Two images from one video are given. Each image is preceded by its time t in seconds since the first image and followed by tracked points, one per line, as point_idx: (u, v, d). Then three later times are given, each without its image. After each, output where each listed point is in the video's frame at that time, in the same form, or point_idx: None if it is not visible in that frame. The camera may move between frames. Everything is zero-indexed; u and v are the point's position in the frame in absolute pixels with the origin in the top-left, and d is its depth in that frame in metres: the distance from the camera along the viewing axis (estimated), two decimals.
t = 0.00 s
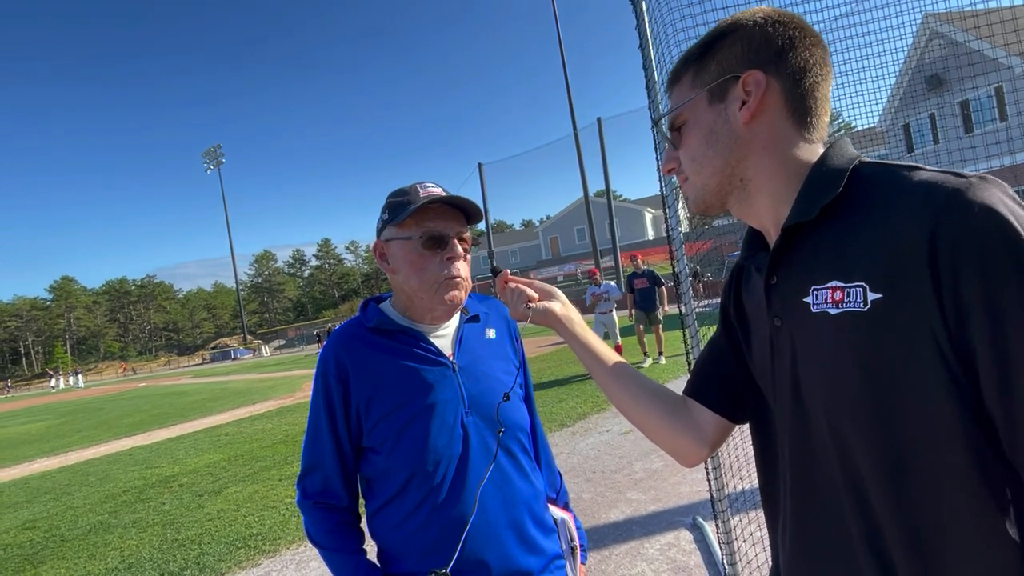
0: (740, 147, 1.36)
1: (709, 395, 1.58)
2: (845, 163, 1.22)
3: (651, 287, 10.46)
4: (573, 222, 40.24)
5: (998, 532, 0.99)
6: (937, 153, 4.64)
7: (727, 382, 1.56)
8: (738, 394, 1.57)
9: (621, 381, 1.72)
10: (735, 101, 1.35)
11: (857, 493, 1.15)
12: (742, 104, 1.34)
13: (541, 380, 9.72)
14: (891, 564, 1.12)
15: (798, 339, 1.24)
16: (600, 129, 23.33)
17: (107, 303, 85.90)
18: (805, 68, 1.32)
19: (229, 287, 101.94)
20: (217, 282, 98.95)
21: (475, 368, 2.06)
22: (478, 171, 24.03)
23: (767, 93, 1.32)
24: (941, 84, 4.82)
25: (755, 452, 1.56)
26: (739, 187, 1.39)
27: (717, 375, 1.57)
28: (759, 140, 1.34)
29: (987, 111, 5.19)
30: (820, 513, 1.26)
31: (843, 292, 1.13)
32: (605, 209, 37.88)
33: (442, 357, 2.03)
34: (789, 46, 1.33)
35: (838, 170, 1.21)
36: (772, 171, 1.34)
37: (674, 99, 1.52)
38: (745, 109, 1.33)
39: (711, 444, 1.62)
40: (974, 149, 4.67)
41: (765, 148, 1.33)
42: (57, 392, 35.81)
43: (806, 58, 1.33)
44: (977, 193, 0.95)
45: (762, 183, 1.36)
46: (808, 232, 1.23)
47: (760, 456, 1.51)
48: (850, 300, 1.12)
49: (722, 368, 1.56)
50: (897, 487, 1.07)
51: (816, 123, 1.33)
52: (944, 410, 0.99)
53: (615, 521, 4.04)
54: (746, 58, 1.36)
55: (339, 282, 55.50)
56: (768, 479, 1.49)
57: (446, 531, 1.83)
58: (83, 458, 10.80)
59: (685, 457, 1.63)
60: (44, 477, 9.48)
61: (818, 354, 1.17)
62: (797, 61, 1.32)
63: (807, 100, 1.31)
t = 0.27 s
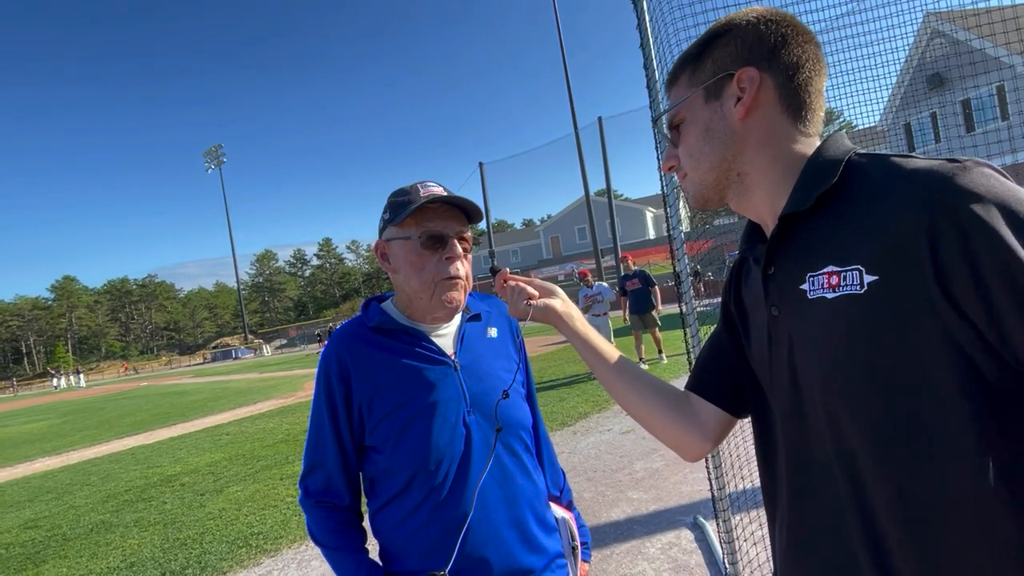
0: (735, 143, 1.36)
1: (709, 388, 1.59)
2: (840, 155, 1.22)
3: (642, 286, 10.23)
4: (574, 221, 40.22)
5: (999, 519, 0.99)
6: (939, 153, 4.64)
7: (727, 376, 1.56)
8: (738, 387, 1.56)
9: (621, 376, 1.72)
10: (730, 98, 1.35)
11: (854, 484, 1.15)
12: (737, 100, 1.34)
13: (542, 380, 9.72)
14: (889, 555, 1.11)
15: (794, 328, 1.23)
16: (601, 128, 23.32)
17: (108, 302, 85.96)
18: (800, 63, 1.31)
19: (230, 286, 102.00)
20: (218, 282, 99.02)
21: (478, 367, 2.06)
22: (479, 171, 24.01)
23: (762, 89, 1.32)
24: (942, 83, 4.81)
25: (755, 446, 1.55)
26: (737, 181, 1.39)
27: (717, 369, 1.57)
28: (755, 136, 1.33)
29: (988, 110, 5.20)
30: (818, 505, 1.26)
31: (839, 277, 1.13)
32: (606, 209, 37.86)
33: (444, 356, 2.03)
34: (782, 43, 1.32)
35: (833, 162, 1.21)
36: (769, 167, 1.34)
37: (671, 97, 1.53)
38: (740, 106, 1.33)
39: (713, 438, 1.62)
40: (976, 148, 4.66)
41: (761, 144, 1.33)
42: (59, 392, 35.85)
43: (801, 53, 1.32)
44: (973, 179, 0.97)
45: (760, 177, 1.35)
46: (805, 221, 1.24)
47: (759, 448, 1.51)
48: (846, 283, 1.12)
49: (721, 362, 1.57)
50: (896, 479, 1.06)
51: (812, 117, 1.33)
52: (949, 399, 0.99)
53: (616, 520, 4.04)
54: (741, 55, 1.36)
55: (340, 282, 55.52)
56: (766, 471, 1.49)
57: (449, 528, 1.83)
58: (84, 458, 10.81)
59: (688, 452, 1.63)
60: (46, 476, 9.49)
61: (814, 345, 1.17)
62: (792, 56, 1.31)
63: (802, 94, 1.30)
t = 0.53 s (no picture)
0: (735, 141, 1.36)
1: (711, 385, 1.59)
2: (842, 153, 1.22)
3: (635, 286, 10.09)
4: (575, 221, 40.21)
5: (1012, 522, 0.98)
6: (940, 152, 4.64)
7: (728, 374, 1.57)
8: (738, 385, 1.57)
9: (626, 371, 1.71)
10: (729, 96, 1.35)
11: (856, 480, 1.15)
12: (736, 99, 1.34)
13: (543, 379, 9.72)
14: (892, 553, 1.11)
15: (796, 326, 1.23)
16: (601, 128, 23.34)
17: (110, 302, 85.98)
18: (800, 61, 1.31)
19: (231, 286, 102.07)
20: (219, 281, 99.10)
21: (479, 367, 2.07)
22: (480, 171, 24.01)
23: (760, 87, 1.32)
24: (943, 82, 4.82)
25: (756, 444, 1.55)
26: (737, 180, 1.38)
27: (719, 366, 1.58)
28: (754, 134, 1.33)
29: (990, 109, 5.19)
30: (819, 501, 1.26)
31: (841, 275, 1.14)
32: (607, 208, 37.85)
33: (446, 356, 2.03)
34: (781, 40, 1.32)
35: (835, 159, 1.21)
36: (768, 164, 1.33)
37: (671, 97, 1.53)
38: (739, 104, 1.33)
39: (714, 434, 1.62)
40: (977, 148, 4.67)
41: (760, 142, 1.33)
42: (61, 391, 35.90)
43: (800, 50, 1.32)
44: (976, 172, 0.96)
45: (760, 175, 1.35)
46: (807, 220, 1.24)
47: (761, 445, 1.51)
48: (847, 281, 1.12)
49: (723, 359, 1.57)
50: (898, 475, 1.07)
51: (811, 115, 1.32)
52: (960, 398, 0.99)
53: (617, 520, 4.04)
54: (740, 54, 1.36)
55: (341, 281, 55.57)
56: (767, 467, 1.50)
57: (450, 527, 1.84)
58: (87, 457, 10.83)
59: (689, 449, 1.63)
60: (48, 475, 9.52)
61: (816, 341, 1.17)
62: (791, 54, 1.31)
63: (801, 91, 1.30)
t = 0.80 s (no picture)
0: (733, 137, 1.35)
1: (712, 385, 1.59)
2: (844, 149, 1.21)
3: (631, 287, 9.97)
4: (576, 221, 40.20)
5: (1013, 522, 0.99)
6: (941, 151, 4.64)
7: (730, 373, 1.57)
8: (740, 384, 1.56)
9: (625, 370, 1.71)
10: (727, 92, 1.35)
11: (857, 480, 1.15)
12: (734, 94, 1.34)
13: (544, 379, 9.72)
14: (892, 553, 1.11)
15: (798, 326, 1.23)
16: (602, 127, 23.35)
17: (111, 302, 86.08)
18: (798, 54, 1.30)
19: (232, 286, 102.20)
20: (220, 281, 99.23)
21: (481, 367, 2.07)
22: (481, 170, 24.03)
23: (758, 82, 1.31)
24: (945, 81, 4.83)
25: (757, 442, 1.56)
26: (736, 176, 1.38)
27: (721, 365, 1.58)
28: (753, 129, 1.33)
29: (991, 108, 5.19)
30: (820, 502, 1.26)
31: (841, 277, 1.13)
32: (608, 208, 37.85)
33: (448, 356, 2.03)
34: (779, 35, 1.32)
35: (837, 156, 1.20)
36: (768, 160, 1.33)
37: (669, 93, 1.53)
38: (737, 99, 1.33)
39: (716, 434, 1.62)
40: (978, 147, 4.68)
41: (759, 137, 1.32)
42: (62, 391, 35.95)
43: (798, 44, 1.31)
44: (974, 174, 0.95)
45: (760, 171, 1.35)
46: (808, 220, 1.24)
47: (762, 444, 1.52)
48: (847, 284, 1.12)
49: (725, 359, 1.57)
50: (900, 477, 1.07)
51: (812, 109, 1.31)
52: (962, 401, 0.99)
53: (619, 519, 4.04)
54: (737, 49, 1.36)
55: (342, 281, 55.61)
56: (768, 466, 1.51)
57: (453, 527, 1.84)
58: (88, 456, 10.85)
59: (689, 448, 1.62)
60: (50, 475, 9.54)
61: (817, 343, 1.17)
62: (788, 48, 1.30)
63: (800, 85, 1.29)
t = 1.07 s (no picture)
0: (728, 134, 1.33)
1: (714, 386, 1.58)
2: (843, 145, 1.15)
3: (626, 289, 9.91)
4: (577, 220, 40.21)
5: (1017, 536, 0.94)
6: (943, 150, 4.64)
7: (733, 374, 1.56)
8: (743, 383, 1.56)
9: (626, 372, 1.71)
10: (720, 88, 1.33)
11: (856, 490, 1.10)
12: (727, 90, 1.31)
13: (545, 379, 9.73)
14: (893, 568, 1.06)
15: (794, 329, 1.18)
16: (603, 127, 23.39)
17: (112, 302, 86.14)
18: (791, 45, 1.26)
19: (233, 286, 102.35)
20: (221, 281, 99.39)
21: (484, 367, 2.07)
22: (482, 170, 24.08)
23: (751, 77, 1.29)
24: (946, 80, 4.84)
25: (760, 442, 1.54)
26: (733, 175, 1.36)
27: (723, 366, 1.57)
28: (747, 126, 1.30)
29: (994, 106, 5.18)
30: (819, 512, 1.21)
31: (838, 281, 1.08)
32: (609, 207, 37.87)
33: (451, 356, 2.03)
34: (772, 27, 1.29)
35: (834, 154, 1.13)
36: (763, 156, 1.30)
37: (664, 90, 1.52)
38: (730, 95, 1.31)
39: (719, 436, 1.60)
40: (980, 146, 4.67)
41: (754, 133, 1.30)
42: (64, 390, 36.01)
43: (793, 35, 1.27)
44: (970, 175, 0.88)
45: (755, 169, 1.32)
46: (804, 221, 1.18)
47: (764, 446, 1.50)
48: (845, 288, 1.06)
49: (727, 360, 1.56)
50: (899, 487, 1.02)
51: (808, 102, 1.27)
52: (963, 411, 0.93)
53: (620, 519, 4.04)
54: (730, 43, 1.34)
55: (343, 281, 55.68)
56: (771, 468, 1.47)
57: (456, 528, 1.83)
58: (90, 456, 10.86)
59: (691, 450, 1.62)
60: (53, 474, 9.58)
61: (814, 347, 1.12)
62: (782, 40, 1.27)
63: (795, 78, 1.25)
